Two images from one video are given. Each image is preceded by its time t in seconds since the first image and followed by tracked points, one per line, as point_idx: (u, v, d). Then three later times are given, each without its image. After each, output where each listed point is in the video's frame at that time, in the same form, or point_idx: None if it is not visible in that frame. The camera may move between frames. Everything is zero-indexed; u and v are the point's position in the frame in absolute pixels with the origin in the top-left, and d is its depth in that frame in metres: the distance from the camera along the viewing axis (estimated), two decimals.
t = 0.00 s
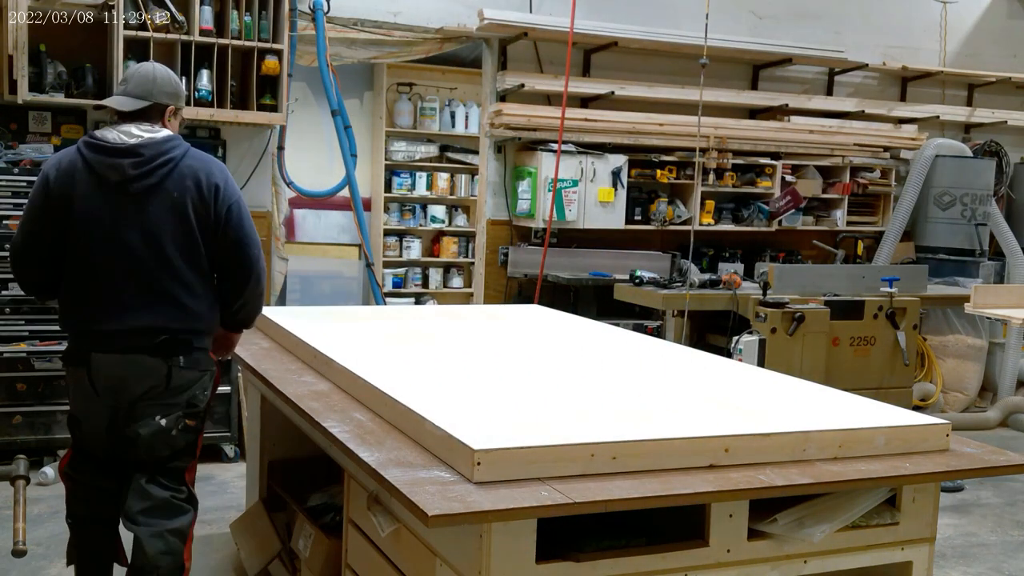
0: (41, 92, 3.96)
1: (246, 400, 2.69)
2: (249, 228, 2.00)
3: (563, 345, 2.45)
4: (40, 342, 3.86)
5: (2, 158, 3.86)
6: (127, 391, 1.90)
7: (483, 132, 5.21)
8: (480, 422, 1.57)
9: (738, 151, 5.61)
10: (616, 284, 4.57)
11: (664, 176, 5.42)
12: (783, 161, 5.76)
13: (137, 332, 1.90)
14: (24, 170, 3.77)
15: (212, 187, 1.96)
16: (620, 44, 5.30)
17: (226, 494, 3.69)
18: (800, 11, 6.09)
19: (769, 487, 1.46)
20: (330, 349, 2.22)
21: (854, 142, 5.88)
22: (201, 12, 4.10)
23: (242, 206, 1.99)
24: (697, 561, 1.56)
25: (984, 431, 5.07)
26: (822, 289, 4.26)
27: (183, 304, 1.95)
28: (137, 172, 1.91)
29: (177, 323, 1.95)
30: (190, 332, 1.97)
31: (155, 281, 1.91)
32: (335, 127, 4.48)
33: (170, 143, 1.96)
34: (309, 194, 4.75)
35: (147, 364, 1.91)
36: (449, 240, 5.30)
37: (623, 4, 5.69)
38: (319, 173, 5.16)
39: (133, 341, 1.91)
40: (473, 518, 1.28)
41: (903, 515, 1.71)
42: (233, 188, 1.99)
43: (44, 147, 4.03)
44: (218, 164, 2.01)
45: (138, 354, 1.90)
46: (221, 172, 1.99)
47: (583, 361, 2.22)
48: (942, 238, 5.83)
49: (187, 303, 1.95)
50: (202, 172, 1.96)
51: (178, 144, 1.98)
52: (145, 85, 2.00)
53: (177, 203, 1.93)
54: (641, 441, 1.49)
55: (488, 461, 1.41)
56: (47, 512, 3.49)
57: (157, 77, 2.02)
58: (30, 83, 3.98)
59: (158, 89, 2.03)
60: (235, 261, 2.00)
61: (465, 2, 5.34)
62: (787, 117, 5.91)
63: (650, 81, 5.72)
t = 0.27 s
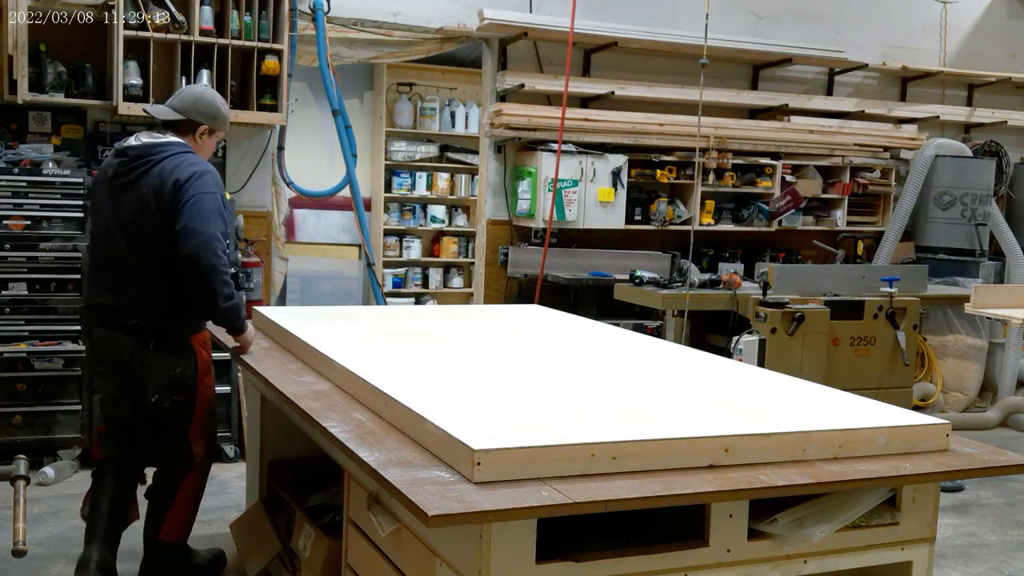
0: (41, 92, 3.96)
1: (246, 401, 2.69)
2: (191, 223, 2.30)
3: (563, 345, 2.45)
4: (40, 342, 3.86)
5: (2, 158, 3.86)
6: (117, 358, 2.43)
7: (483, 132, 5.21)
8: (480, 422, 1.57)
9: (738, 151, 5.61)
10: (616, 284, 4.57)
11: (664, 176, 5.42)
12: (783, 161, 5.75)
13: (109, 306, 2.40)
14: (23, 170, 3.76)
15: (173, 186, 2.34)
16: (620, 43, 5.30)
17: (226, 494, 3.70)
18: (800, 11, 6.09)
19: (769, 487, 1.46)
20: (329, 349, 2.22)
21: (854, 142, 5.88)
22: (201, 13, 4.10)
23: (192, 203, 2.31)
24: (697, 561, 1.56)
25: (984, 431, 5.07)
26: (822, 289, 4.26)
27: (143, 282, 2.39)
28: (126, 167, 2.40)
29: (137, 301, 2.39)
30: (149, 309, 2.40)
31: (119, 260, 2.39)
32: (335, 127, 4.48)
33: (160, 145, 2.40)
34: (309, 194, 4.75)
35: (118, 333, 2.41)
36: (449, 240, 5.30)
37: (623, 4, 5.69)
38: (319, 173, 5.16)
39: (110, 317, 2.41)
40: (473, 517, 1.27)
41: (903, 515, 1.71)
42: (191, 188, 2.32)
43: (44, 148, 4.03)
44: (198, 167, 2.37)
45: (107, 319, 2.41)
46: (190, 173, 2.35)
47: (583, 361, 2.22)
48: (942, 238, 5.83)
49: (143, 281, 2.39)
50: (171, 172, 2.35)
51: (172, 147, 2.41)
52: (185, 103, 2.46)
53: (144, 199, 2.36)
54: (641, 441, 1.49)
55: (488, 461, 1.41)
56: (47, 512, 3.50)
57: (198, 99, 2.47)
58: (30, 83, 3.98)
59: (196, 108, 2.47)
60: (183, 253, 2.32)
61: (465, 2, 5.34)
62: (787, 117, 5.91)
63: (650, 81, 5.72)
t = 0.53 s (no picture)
0: (41, 92, 3.96)
1: (246, 400, 2.68)
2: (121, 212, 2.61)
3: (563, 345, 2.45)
4: (40, 342, 3.86)
5: (2, 158, 3.86)
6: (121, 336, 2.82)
7: (483, 132, 5.22)
8: (479, 422, 1.57)
9: (738, 151, 5.61)
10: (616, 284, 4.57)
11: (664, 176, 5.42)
12: (783, 161, 5.76)
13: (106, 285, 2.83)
14: (23, 170, 3.76)
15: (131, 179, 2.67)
16: (620, 43, 5.30)
17: (226, 494, 3.70)
18: (799, 11, 6.09)
19: (768, 487, 1.46)
20: (329, 348, 2.23)
21: (854, 142, 5.88)
22: (201, 13, 4.10)
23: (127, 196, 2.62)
24: (697, 561, 1.56)
25: (984, 431, 5.07)
26: (822, 289, 4.26)
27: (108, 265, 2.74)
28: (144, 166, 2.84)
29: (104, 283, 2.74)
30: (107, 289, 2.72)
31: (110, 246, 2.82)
32: (335, 127, 4.49)
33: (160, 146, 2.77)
34: (309, 194, 4.76)
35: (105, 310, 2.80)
36: (449, 240, 5.30)
37: (623, 4, 5.69)
38: (319, 173, 5.16)
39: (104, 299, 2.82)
40: (473, 517, 1.27)
41: (903, 516, 1.71)
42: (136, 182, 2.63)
43: (45, 148, 4.03)
44: (158, 164, 2.66)
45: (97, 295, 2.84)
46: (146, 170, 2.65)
47: (584, 361, 2.22)
48: (942, 238, 5.83)
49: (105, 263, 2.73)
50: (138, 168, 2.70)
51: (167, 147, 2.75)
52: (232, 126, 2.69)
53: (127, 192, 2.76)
54: (641, 441, 1.49)
55: (487, 461, 1.41)
56: (47, 512, 3.50)
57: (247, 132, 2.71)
58: (30, 83, 3.98)
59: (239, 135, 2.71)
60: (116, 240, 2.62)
61: (465, 1, 5.34)
62: (787, 117, 5.90)
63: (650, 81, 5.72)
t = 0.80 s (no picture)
0: (42, 92, 3.97)
1: (246, 400, 2.68)
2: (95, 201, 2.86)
3: (564, 345, 2.44)
4: (40, 342, 3.86)
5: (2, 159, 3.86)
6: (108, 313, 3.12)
7: (483, 132, 5.22)
8: (480, 422, 1.57)
9: (738, 151, 5.61)
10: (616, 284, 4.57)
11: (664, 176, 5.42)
12: (783, 161, 5.76)
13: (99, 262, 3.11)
14: (23, 170, 3.76)
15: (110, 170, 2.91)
16: (620, 44, 5.30)
17: (226, 494, 3.70)
18: (799, 11, 6.09)
19: (768, 488, 1.46)
20: (328, 348, 2.23)
21: (854, 142, 5.88)
22: (201, 13, 4.10)
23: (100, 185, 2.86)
24: (697, 561, 1.56)
25: (984, 431, 5.07)
26: (822, 289, 4.26)
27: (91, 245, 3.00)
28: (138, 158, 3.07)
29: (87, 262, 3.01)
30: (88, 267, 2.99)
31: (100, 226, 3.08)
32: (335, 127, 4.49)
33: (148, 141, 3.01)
34: (309, 194, 4.76)
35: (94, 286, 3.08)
36: (450, 240, 5.30)
37: (624, 4, 5.69)
38: (318, 173, 5.16)
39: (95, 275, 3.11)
40: (473, 518, 1.27)
41: (903, 516, 1.71)
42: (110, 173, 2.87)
43: (44, 148, 4.03)
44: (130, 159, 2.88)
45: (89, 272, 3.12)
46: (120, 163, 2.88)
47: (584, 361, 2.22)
48: (942, 238, 5.83)
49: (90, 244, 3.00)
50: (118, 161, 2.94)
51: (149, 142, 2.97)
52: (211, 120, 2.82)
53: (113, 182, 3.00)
54: (642, 441, 1.49)
55: (487, 461, 1.41)
56: (47, 512, 3.50)
57: (222, 126, 2.82)
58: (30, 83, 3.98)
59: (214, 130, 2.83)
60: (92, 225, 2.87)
61: (465, 1, 5.34)
62: (787, 117, 5.91)
63: (650, 81, 5.72)
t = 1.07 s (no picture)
0: (42, 92, 3.97)
1: (246, 400, 2.68)
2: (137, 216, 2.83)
3: (564, 345, 2.44)
4: (40, 342, 3.86)
5: (2, 158, 3.86)
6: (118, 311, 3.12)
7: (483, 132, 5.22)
8: (479, 422, 1.57)
9: (738, 151, 5.61)
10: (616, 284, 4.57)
11: (664, 176, 5.41)
12: (783, 161, 5.76)
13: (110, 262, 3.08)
14: (23, 170, 3.76)
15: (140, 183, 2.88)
16: (620, 43, 5.30)
17: (225, 494, 3.70)
18: (799, 11, 6.09)
19: (769, 488, 1.46)
20: (328, 348, 2.23)
21: (854, 142, 5.88)
22: (201, 13, 4.10)
23: (140, 200, 2.84)
24: (697, 561, 1.56)
25: (984, 431, 5.07)
26: (822, 289, 4.26)
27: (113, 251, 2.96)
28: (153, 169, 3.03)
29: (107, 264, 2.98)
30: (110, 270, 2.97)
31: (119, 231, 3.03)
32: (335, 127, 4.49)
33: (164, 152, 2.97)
34: (309, 194, 4.76)
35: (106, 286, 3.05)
36: (450, 241, 5.30)
37: (623, 4, 5.69)
38: (318, 173, 5.16)
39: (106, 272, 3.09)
40: (473, 518, 1.27)
41: (903, 516, 1.71)
42: (144, 189, 2.85)
43: (45, 148, 4.03)
44: (162, 173, 2.87)
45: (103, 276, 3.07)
46: (153, 178, 2.86)
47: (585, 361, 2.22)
48: (942, 238, 5.83)
49: (109, 250, 2.96)
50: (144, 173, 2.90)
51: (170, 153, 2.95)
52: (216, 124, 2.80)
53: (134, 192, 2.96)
54: (642, 441, 1.49)
55: (487, 461, 1.41)
56: (47, 512, 3.50)
57: (227, 130, 2.79)
58: (30, 83, 3.98)
59: (218, 133, 2.80)
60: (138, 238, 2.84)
61: (465, 1, 5.34)
62: (787, 117, 5.90)
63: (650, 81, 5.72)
